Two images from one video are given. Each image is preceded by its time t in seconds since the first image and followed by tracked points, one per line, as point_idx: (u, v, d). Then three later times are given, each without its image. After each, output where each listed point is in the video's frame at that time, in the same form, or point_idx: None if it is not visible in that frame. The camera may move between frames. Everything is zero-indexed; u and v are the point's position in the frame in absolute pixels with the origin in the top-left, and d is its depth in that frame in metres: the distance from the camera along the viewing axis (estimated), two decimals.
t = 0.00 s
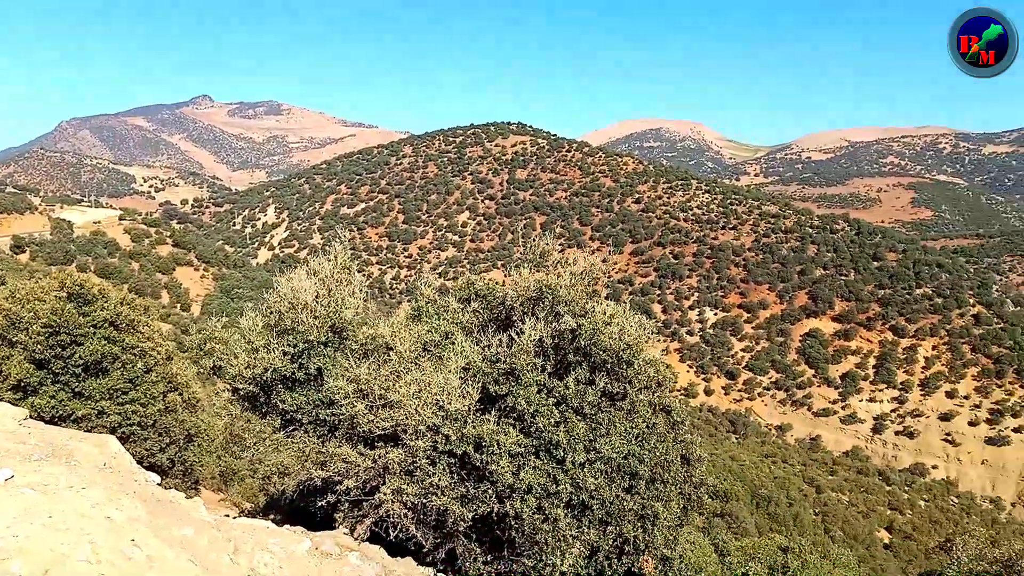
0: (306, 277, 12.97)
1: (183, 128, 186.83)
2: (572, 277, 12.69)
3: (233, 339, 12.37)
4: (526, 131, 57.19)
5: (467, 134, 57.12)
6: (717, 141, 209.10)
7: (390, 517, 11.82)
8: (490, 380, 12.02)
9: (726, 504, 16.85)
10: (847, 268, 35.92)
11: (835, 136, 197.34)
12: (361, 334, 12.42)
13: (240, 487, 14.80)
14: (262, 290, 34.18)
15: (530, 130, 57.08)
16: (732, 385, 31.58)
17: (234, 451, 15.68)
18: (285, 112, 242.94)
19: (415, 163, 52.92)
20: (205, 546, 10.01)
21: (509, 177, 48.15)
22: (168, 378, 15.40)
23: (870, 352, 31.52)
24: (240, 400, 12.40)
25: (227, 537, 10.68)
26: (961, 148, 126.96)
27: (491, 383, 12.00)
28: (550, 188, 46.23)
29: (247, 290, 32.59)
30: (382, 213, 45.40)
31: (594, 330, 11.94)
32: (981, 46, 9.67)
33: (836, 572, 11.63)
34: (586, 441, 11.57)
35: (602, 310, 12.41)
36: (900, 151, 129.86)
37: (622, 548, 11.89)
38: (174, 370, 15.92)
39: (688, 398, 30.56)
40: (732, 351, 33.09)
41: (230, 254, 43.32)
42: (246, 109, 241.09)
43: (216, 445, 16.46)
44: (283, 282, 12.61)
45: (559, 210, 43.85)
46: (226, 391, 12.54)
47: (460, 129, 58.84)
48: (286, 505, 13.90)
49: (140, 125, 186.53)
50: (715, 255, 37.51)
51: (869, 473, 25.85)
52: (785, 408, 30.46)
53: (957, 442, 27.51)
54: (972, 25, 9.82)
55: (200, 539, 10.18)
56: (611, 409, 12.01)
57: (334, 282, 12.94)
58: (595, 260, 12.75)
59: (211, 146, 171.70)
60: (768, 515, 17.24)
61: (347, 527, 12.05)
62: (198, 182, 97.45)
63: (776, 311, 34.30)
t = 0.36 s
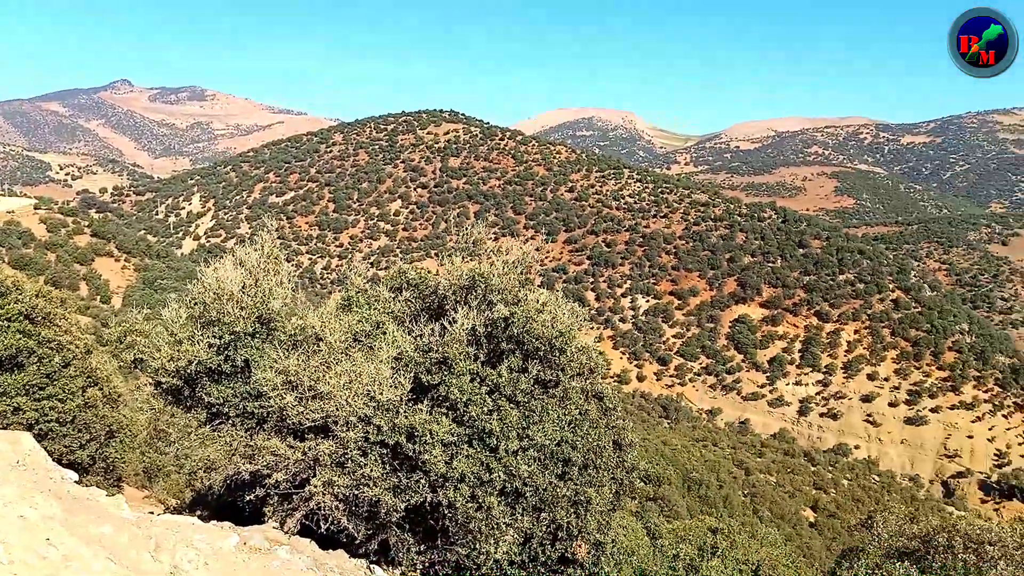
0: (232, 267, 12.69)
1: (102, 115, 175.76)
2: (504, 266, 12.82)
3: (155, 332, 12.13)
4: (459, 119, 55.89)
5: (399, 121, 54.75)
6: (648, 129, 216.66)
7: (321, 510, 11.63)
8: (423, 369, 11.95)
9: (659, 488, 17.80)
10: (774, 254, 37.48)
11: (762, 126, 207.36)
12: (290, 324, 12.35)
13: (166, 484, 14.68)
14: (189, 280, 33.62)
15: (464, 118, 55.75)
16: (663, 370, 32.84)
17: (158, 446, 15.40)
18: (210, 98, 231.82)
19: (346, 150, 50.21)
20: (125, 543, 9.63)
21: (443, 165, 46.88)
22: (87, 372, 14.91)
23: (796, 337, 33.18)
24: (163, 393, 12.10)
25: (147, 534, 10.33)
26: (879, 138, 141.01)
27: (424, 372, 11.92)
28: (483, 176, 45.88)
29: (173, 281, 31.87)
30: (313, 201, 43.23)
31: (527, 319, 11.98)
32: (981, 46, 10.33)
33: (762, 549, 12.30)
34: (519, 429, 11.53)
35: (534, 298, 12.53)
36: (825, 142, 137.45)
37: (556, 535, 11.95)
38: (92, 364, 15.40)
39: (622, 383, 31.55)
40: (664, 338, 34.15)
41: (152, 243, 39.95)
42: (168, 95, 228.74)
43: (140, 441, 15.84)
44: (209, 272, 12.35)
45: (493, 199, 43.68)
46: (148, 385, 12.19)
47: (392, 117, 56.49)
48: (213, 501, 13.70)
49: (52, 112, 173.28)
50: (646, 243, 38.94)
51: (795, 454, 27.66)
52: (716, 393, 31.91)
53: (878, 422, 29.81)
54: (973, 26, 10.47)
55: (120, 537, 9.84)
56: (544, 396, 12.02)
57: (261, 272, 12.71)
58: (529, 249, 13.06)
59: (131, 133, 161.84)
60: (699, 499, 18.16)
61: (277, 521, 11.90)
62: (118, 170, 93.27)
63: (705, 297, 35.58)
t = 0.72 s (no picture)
0: (155, 260, 12.43)
1: (13, 102, 163.73)
2: (438, 258, 12.79)
3: (73, 329, 11.58)
4: (391, 110, 54.69)
5: (330, 112, 52.98)
6: (583, 123, 219.77)
7: (251, 508, 11.44)
8: (354, 363, 11.83)
9: (595, 478, 18.40)
10: (706, 246, 37.98)
11: (690, 119, 213.37)
12: (217, 320, 12.06)
13: (89, 486, 14.61)
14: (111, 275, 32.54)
15: (396, 109, 54.58)
16: (598, 359, 32.75)
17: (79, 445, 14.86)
18: (132, 87, 220.05)
19: (275, 141, 48.58)
20: (40, 545, 9.22)
21: (375, 155, 46.08)
22: (6, 372, 14.35)
23: (727, 325, 33.70)
24: (82, 392, 11.87)
25: (67, 539, 9.89)
26: (805, 131, 148.52)
27: (355, 366, 11.80)
28: (417, 167, 45.18)
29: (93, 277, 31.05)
30: (240, 193, 41.91)
31: (460, 311, 11.94)
32: (980, 45, 8.91)
33: (695, 533, 12.79)
34: (453, 421, 11.53)
35: (468, 291, 12.50)
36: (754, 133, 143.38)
37: (492, 525, 11.98)
38: (9, 363, 14.76)
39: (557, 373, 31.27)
40: (599, 328, 34.13)
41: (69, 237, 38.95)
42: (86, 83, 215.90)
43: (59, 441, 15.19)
44: (129, 267, 12.08)
45: (427, 189, 43.07)
46: (65, 383, 11.87)
47: (323, 106, 54.37)
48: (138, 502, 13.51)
49: None
50: (581, 234, 38.92)
51: (727, 440, 28.10)
52: (650, 381, 32.11)
53: (806, 407, 30.64)
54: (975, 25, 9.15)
55: (36, 540, 9.40)
56: (478, 387, 12.06)
57: (186, 266, 12.52)
58: (462, 241, 13.10)
59: (44, 121, 151.46)
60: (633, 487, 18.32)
61: (204, 521, 11.70)
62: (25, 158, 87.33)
63: (639, 288, 35.89)
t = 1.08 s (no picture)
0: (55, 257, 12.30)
1: None
2: (355, 252, 12.59)
3: None
4: (308, 99, 51.41)
5: (242, 102, 49.78)
6: (506, 116, 224.73)
7: (162, 512, 11.14)
8: (271, 360, 11.65)
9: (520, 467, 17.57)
10: (626, 236, 39.10)
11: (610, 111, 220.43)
12: (122, 317, 12.09)
13: None
14: None
15: (313, 99, 51.42)
16: (522, 351, 32.51)
17: None
18: (26, 78, 203.52)
19: (184, 133, 45.23)
20: None
21: (291, 148, 43.66)
22: None
23: (648, 313, 34.32)
24: None
25: None
26: (719, 124, 157.91)
27: (272, 363, 11.61)
28: (334, 159, 43.38)
29: None
30: (149, 186, 39.66)
31: (379, 304, 11.83)
32: (980, 46, 9.62)
33: (618, 521, 13.16)
34: (373, 416, 11.38)
35: (387, 284, 12.36)
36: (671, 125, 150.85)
37: (414, 520, 11.91)
38: None
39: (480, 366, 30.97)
40: (522, 320, 33.78)
41: None
42: None
43: None
44: (28, 264, 11.69)
45: (345, 181, 41.49)
46: None
47: (234, 96, 51.07)
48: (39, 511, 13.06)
49: None
50: (503, 226, 38.63)
51: (648, 427, 28.88)
52: (573, 370, 32.29)
53: (723, 393, 31.42)
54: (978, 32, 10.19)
55: None
56: (399, 381, 11.94)
57: (88, 262, 12.35)
58: (383, 234, 12.95)
59: None
60: (559, 476, 18.18)
61: (113, 526, 11.44)
62: None
63: (562, 279, 35.78)
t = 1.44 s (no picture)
0: None
1: None
2: (263, 250, 12.47)
3: None
4: (214, 92, 48.25)
5: (145, 95, 45.98)
6: (423, 111, 225.34)
7: (62, 522, 10.66)
8: (177, 362, 11.27)
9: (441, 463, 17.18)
10: (545, 229, 39.37)
11: (526, 108, 225.68)
12: (17, 322, 11.59)
13: None
14: None
15: (220, 91, 48.20)
16: (442, 347, 32.25)
17: None
18: None
19: (81, 126, 40.69)
20: None
21: (199, 142, 40.81)
22: None
23: (567, 306, 34.82)
24: None
25: None
26: (635, 119, 165.54)
27: (178, 365, 11.24)
28: (244, 154, 40.82)
29: None
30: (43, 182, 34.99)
31: (291, 302, 11.71)
32: (980, 46, 9.73)
33: (539, 513, 13.32)
34: (287, 417, 11.15)
35: (298, 282, 12.26)
36: (589, 121, 155.42)
37: (331, 521, 11.76)
38: None
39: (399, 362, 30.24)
40: (441, 316, 33.52)
41: None
42: None
43: None
44: None
45: (256, 177, 39.01)
46: None
47: (136, 89, 47.15)
48: None
49: None
50: (421, 221, 37.74)
51: (569, 418, 28.77)
52: (494, 365, 32.21)
53: (642, 382, 32.23)
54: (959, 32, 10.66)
55: None
56: (313, 380, 11.78)
57: None
58: (293, 232, 12.97)
59: None
60: (480, 471, 17.87)
61: (9, 539, 10.86)
62: None
63: (481, 274, 35.63)
